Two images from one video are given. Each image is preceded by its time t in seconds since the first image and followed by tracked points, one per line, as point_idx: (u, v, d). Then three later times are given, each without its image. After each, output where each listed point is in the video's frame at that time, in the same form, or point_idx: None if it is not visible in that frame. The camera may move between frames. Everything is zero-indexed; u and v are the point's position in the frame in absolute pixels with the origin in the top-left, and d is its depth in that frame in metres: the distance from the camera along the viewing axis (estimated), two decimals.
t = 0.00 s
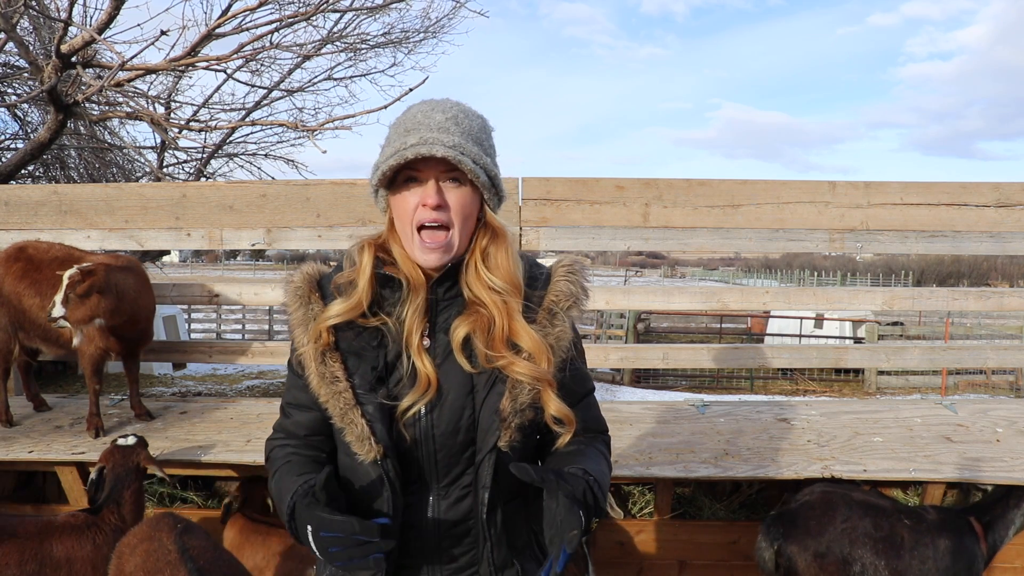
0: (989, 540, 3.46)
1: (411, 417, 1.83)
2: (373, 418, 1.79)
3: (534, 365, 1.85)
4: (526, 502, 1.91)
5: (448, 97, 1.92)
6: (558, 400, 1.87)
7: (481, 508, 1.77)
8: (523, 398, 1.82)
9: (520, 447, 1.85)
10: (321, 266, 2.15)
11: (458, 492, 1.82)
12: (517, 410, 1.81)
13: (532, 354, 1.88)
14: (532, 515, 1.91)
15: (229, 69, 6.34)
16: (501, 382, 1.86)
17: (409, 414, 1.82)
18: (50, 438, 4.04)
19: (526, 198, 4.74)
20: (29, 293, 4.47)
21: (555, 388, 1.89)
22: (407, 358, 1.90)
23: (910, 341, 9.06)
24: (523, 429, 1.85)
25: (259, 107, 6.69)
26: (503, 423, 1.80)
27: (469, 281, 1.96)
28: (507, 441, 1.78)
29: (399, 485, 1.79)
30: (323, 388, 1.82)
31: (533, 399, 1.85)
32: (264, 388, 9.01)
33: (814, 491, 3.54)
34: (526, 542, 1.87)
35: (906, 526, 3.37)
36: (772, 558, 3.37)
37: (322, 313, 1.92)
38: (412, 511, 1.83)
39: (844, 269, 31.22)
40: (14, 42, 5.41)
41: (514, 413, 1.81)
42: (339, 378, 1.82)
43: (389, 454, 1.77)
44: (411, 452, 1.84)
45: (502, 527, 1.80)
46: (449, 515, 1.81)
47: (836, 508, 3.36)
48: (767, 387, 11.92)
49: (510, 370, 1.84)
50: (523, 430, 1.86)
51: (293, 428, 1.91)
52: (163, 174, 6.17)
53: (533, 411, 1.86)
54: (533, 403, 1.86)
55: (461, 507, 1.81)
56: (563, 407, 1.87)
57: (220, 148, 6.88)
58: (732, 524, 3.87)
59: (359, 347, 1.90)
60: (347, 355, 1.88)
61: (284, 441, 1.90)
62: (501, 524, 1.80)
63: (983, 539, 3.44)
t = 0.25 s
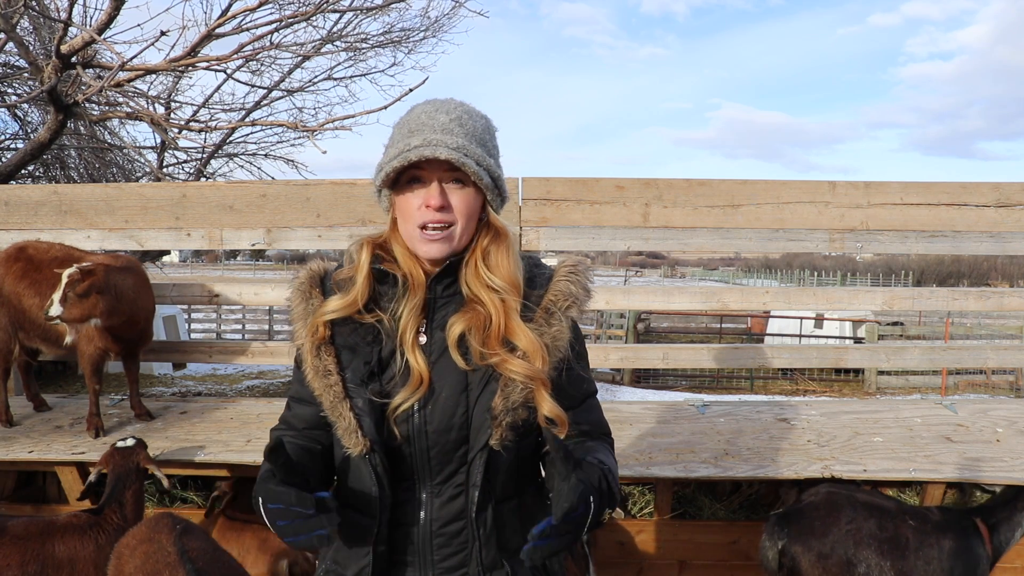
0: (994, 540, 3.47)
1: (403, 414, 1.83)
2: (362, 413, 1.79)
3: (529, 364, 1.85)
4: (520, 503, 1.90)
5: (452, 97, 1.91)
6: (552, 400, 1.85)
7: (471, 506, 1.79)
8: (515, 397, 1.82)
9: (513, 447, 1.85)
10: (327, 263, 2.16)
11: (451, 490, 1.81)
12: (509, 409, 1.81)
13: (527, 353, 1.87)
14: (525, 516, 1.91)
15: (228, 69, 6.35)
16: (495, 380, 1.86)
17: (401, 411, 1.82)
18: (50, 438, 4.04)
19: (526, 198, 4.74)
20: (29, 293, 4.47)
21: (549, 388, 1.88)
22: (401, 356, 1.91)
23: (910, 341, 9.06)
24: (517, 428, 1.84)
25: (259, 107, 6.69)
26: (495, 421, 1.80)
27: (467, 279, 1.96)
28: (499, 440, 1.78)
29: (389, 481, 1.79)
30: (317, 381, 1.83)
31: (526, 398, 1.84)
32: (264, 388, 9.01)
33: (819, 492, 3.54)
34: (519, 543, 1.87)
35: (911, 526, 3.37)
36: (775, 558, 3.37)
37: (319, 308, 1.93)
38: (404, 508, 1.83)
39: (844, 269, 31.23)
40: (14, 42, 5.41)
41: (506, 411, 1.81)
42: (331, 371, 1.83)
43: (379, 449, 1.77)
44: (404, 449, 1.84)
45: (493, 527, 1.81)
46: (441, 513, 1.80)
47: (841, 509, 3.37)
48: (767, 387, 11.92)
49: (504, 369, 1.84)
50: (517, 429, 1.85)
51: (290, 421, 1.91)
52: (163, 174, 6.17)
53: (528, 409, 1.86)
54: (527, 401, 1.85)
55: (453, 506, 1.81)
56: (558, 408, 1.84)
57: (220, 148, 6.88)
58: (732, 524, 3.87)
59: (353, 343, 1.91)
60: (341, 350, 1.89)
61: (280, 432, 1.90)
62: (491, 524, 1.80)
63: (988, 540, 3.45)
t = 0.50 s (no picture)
0: (995, 537, 3.48)
1: (405, 411, 1.83)
2: (364, 410, 1.79)
3: (530, 362, 1.85)
4: (522, 502, 1.90)
5: (454, 95, 1.91)
6: (553, 397, 1.86)
7: (473, 505, 1.79)
8: (517, 394, 1.82)
9: (515, 445, 1.85)
10: (331, 262, 2.16)
11: (453, 489, 1.81)
12: (511, 406, 1.81)
13: (530, 351, 1.88)
14: (527, 516, 1.90)
15: (228, 69, 6.35)
16: (497, 378, 1.86)
17: (403, 408, 1.82)
18: (50, 438, 4.04)
19: (526, 198, 4.74)
20: (28, 293, 4.47)
21: (551, 386, 1.88)
22: (403, 354, 1.91)
23: (910, 341, 9.05)
24: (519, 425, 1.85)
25: (259, 107, 6.69)
26: (497, 419, 1.80)
27: (470, 277, 1.94)
28: (500, 437, 1.79)
29: (390, 479, 1.80)
30: (319, 378, 1.83)
31: (528, 396, 1.84)
32: (264, 388, 9.01)
33: (826, 492, 3.54)
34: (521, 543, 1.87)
35: (915, 524, 3.36)
36: (784, 559, 3.40)
37: (322, 306, 1.93)
38: (405, 506, 1.83)
39: (844, 269, 31.23)
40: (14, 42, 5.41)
41: (508, 409, 1.81)
42: (334, 367, 1.84)
43: (380, 446, 1.78)
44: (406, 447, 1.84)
45: (495, 526, 1.80)
46: (443, 512, 1.80)
47: (850, 509, 3.35)
48: (767, 387, 11.92)
49: (507, 366, 1.84)
50: (519, 426, 1.85)
51: (294, 420, 1.92)
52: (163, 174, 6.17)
53: (530, 408, 1.86)
54: (529, 399, 1.85)
55: (455, 504, 1.81)
56: (559, 405, 1.85)
57: (220, 148, 6.88)
58: (732, 524, 3.87)
59: (356, 340, 1.90)
60: (344, 347, 1.89)
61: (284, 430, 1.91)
62: (493, 523, 1.80)
63: (988, 537, 3.45)
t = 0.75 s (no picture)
0: (996, 533, 3.48)
1: (411, 414, 1.82)
2: (370, 412, 1.79)
3: (538, 363, 1.85)
4: (527, 503, 1.90)
5: (454, 94, 1.91)
6: (560, 399, 1.86)
7: (480, 507, 1.78)
8: (525, 396, 1.82)
9: (522, 446, 1.84)
10: (332, 263, 2.15)
11: (459, 491, 1.81)
12: (519, 408, 1.81)
13: (536, 352, 1.88)
14: (532, 517, 1.90)
15: (229, 69, 6.35)
16: (504, 380, 1.85)
17: (409, 411, 1.82)
18: (50, 438, 4.04)
19: (526, 198, 4.74)
20: (28, 293, 4.47)
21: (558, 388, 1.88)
22: (409, 355, 1.91)
23: (910, 341, 9.05)
24: (525, 427, 1.85)
25: (259, 107, 6.69)
26: (504, 421, 1.80)
27: (475, 278, 1.95)
28: (508, 438, 1.78)
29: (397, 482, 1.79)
30: (324, 380, 1.83)
31: (535, 398, 1.84)
32: (264, 388, 9.01)
33: (837, 492, 3.52)
34: (527, 544, 1.86)
35: (924, 518, 3.40)
36: (801, 562, 3.34)
37: (326, 307, 1.93)
38: (411, 509, 1.83)
39: (844, 269, 31.23)
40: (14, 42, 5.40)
41: (516, 411, 1.81)
42: (339, 370, 1.84)
43: (386, 448, 1.77)
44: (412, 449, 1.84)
45: (501, 528, 1.79)
46: (448, 514, 1.80)
47: (864, 508, 3.34)
48: (767, 387, 11.92)
49: (514, 368, 1.84)
50: (526, 428, 1.85)
51: (297, 422, 1.93)
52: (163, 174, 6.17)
53: (536, 409, 1.86)
54: (535, 401, 1.85)
55: (461, 506, 1.80)
56: (566, 407, 1.86)
57: (220, 148, 6.88)
58: (732, 524, 3.86)
59: (361, 341, 1.91)
60: (349, 349, 1.89)
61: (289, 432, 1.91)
62: (499, 525, 1.79)
63: (988, 533, 3.48)
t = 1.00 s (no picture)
0: (998, 530, 3.49)
1: (414, 415, 1.83)
2: (373, 414, 1.79)
3: (541, 364, 1.85)
4: (530, 505, 1.90)
5: (458, 93, 1.91)
6: (564, 400, 1.86)
7: (482, 509, 1.78)
8: (528, 398, 1.82)
9: (524, 448, 1.85)
10: (332, 262, 2.15)
11: (461, 493, 1.81)
12: (522, 410, 1.81)
13: (540, 353, 1.87)
14: (535, 519, 1.91)
15: (229, 69, 6.34)
16: (507, 381, 1.86)
17: (412, 412, 1.82)
18: (50, 438, 4.04)
19: (526, 198, 4.74)
20: (28, 293, 4.47)
21: (561, 389, 1.88)
22: (411, 356, 1.91)
23: (910, 341, 9.05)
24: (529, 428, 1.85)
25: (259, 107, 6.69)
26: (508, 423, 1.80)
27: (478, 278, 1.95)
28: (511, 440, 1.78)
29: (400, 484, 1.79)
30: (326, 381, 1.82)
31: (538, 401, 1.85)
32: (264, 388, 9.01)
33: (850, 492, 3.50)
34: (530, 546, 1.86)
35: (933, 513, 3.41)
36: (821, 564, 3.32)
37: (327, 308, 1.93)
38: (414, 511, 1.83)
39: (845, 270, 31.22)
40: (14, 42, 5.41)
41: (519, 412, 1.81)
42: (341, 371, 1.83)
43: (389, 450, 1.77)
44: (415, 451, 1.84)
45: (504, 529, 1.79)
46: (451, 516, 1.81)
47: (879, 505, 3.34)
48: (767, 387, 11.92)
49: (517, 369, 1.84)
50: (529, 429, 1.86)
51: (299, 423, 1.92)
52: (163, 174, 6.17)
53: (539, 411, 1.87)
54: (538, 402, 1.85)
55: (464, 507, 1.81)
56: (570, 408, 1.86)
57: (220, 148, 6.88)
58: (732, 524, 3.85)
59: (362, 342, 1.91)
60: (351, 350, 1.89)
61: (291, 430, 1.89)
62: (502, 527, 1.79)
63: (992, 529, 3.49)
